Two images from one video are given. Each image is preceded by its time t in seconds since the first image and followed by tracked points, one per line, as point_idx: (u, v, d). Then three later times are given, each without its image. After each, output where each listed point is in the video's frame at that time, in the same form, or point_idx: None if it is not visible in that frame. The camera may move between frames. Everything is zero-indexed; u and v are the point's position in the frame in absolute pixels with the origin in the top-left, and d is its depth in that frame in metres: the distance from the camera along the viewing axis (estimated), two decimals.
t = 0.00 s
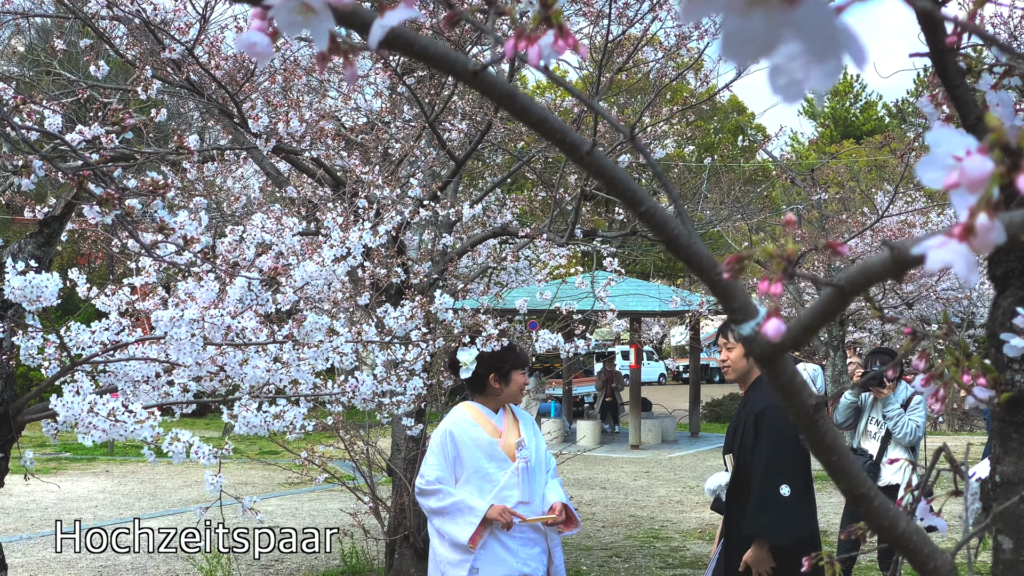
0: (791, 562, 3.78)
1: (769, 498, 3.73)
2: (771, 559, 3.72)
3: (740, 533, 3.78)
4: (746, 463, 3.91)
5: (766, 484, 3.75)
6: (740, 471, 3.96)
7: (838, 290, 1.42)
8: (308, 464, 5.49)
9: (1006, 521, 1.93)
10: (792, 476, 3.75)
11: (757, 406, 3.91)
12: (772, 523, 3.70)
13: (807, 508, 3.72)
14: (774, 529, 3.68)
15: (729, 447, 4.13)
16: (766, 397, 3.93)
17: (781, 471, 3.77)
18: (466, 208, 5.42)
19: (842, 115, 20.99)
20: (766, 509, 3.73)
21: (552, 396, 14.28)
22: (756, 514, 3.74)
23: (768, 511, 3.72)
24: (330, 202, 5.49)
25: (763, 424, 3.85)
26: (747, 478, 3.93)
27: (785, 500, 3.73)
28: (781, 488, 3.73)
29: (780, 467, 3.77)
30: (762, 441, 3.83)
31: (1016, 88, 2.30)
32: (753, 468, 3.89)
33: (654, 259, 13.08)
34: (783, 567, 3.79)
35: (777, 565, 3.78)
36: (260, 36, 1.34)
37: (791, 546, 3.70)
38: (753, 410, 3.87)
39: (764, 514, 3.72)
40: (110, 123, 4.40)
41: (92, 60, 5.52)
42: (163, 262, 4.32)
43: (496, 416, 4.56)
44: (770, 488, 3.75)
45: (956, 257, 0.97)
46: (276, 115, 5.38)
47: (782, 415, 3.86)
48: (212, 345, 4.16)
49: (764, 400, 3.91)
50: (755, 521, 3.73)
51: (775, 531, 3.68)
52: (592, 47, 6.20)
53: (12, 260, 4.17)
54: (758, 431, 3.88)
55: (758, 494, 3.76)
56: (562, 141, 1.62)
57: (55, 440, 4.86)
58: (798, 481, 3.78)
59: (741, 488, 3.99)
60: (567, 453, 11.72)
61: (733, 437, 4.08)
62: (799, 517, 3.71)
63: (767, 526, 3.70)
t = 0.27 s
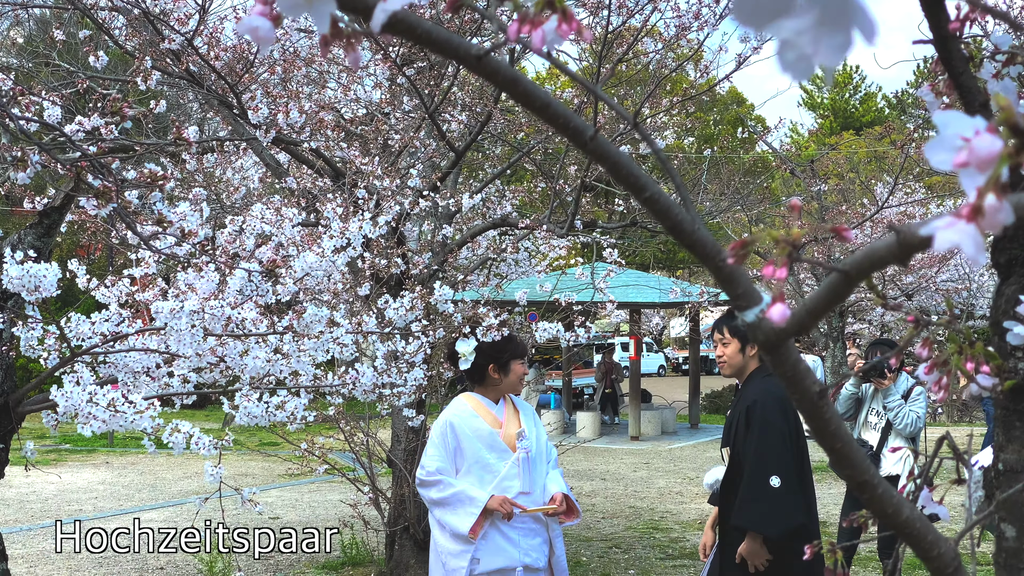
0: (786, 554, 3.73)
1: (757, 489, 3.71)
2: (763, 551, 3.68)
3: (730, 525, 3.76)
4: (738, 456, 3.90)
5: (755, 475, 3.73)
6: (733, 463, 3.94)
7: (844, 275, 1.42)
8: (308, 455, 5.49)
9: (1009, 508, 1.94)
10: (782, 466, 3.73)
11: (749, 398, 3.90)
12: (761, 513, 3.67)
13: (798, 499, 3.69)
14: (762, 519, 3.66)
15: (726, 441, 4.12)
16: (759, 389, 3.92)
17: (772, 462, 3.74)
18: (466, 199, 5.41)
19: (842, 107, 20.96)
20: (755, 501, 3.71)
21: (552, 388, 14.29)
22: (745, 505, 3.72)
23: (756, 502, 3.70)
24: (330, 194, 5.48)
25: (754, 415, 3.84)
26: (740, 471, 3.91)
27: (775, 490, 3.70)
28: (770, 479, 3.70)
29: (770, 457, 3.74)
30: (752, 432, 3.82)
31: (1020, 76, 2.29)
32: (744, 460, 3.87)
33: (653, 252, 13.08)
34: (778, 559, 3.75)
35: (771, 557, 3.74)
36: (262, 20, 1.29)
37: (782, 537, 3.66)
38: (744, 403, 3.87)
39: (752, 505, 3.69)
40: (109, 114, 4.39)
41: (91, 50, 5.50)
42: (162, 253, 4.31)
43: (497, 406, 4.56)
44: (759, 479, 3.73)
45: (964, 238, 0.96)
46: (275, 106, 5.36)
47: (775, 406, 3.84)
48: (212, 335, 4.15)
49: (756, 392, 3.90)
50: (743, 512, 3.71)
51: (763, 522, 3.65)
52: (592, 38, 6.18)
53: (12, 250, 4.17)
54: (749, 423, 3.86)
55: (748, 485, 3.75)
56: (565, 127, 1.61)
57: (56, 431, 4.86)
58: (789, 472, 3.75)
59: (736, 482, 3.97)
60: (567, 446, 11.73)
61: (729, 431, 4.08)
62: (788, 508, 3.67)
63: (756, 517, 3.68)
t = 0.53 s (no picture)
0: (781, 545, 3.65)
1: (748, 479, 3.64)
2: (756, 541, 3.61)
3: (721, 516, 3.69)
4: (730, 448, 3.84)
5: (746, 465, 3.67)
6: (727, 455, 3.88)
7: (849, 262, 1.42)
8: (308, 447, 5.49)
9: (1012, 496, 1.95)
10: (774, 457, 3.65)
11: (742, 389, 3.84)
12: (751, 504, 3.60)
13: (790, 490, 3.61)
14: (752, 509, 3.58)
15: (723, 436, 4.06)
16: (753, 380, 3.85)
17: (763, 452, 3.67)
18: (466, 191, 5.40)
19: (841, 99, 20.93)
20: (746, 491, 3.64)
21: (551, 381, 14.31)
22: (736, 496, 3.65)
23: (747, 493, 3.63)
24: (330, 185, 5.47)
25: (746, 405, 3.78)
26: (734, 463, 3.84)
27: (766, 481, 3.62)
28: (761, 469, 3.63)
29: (761, 447, 3.67)
30: (744, 422, 3.75)
31: None
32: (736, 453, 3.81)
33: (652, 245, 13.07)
34: (773, 551, 3.66)
35: (766, 549, 3.66)
36: (265, 4, 1.24)
37: (774, 528, 3.58)
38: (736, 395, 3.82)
39: (743, 496, 3.62)
40: (109, 104, 4.38)
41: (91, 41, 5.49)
42: (162, 244, 4.30)
43: (497, 398, 4.56)
44: (750, 469, 3.66)
45: (972, 219, 0.96)
46: (275, 97, 5.35)
47: (769, 397, 3.76)
48: (213, 327, 4.14)
49: (750, 383, 3.84)
50: (733, 503, 3.64)
51: (753, 512, 3.58)
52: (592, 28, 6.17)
53: (12, 241, 4.16)
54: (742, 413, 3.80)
55: (738, 476, 3.68)
56: (571, 112, 1.61)
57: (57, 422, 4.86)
58: (782, 462, 3.67)
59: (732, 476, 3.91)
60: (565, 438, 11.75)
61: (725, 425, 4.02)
62: (780, 498, 3.59)
63: (747, 508, 3.60)
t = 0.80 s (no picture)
0: (774, 536, 3.58)
1: (737, 469, 3.59)
2: (748, 532, 3.55)
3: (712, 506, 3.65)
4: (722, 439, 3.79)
5: (736, 455, 3.61)
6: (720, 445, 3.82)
7: (856, 250, 1.42)
8: (308, 438, 5.49)
9: (1016, 484, 1.96)
10: (764, 446, 3.59)
11: (735, 379, 3.79)
12: (740, 493, 3.55)
13: (780, 479, 3.54)
14: (740, 498, 3.53)
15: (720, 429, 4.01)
16: (747, 369, 3.79)
17: (754, 442, 3.61)
18: (466, 183, 5.40)
19: (841, 91, 20.94)
20: (736, 481, 3.59)
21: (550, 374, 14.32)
22: (726, 486, 3.60)
23: (736, 482, 3.58)
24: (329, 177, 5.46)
25: (738, 395, 3.72)
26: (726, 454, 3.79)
27: (756, 470, 3.56)
28: (751, 459, 3.58)
29: (751, 437, 3.61)
30: (735, 412, 3.70)
31: None
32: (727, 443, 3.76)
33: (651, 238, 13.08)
34: (765, 542, 3.60)
35: (759, 539, 3.60)
36: None
37: (764, 517, 3.52)
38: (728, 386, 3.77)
39: (732, 486, 3.57)
40: (110, 95, 4.37)
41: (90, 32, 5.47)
42: (163, 235, 4.30)
43: (498, 389, 4.57)
44: (740, 459, 3.61)
45: (984, 204, 0.97)
46: (274, 87, 5.33)
47: (761, 386, 3.70)
48: (214, 318, 4.14)
49: (743, 373, 3.78)
50: (723, 493, 3.59)
51: (742, 501, 3.52)
52: (592, 20, 6.16)
53: (12, 231, 4.15)
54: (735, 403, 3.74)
55: (728, 466, 3.63)
56: (577, 99, 1.61)
57: (57, 413, 4.86)
58: (773, 452, 3.61)
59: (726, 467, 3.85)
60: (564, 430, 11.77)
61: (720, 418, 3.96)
62: (770, 488, 3.52)
63: (736, 497, 3.55)
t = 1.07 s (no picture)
0: (764, 527, 3.53)
1: (728, 459, 3.55)
2: (739, 523, 3.51)
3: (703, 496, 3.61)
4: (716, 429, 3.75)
5: (728, 445, 3.58)
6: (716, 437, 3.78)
7: (863, 236, 1.41)
8: (308, 430, 5.50)
9: (1021, 473, 1.97)
10: (757, 437, 3.54)
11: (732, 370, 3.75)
12: (730, 483, 3.51)
13: (772, 470, 3.49)
14: (731, 489, 3.49)
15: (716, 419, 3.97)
16: (744, 362, 3.76)
17: (746, 432, 3.57)
18: (466, 175, 5.41)
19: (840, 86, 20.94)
20: (727, 471, 3.55)
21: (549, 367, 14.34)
22: (717, 476, 3.57)
23: (727, 472, 3.54)
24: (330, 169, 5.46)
25: (733, 386, 3.68)
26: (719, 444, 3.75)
27: (748, 460, 3.52)
28: (742, 449, 3.54)
29: (744, 427, 3.57)
30: (729, 403, 3.66)
31: None
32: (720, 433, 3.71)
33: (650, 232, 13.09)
34: (756, 534, 3.55)
35: (750, 531, 3.55)
36: None
37: (754, 508, 3.47)
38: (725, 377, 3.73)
39: (722, 475, 3.54)
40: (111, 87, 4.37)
41: (91, 23, 5.47)
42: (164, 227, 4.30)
43: (498, 381, 4.57)
44: (732, 449, 3.57)
45: (994, 187, 0.96)
46: (275, 79, 5.33)
47: (757, 378, 3.66)
48: (214, 310, 4.14)
49: (740, 365, 3.74)
50: (713, 482, 3.56)
51: (731, 491, 3.48)
52: (593, 12, 6.15)
53: (13, 223, 4.15)
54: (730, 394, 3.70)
55: (720, 456, 3.59)
56: (583, 86, 1.60)
57: (58, 404, 4.87)
58: (766, 444, 3.56)
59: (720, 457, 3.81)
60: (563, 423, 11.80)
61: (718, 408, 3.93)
62: (760, 479, 3.48)
63: (726, 487, 3.51)
